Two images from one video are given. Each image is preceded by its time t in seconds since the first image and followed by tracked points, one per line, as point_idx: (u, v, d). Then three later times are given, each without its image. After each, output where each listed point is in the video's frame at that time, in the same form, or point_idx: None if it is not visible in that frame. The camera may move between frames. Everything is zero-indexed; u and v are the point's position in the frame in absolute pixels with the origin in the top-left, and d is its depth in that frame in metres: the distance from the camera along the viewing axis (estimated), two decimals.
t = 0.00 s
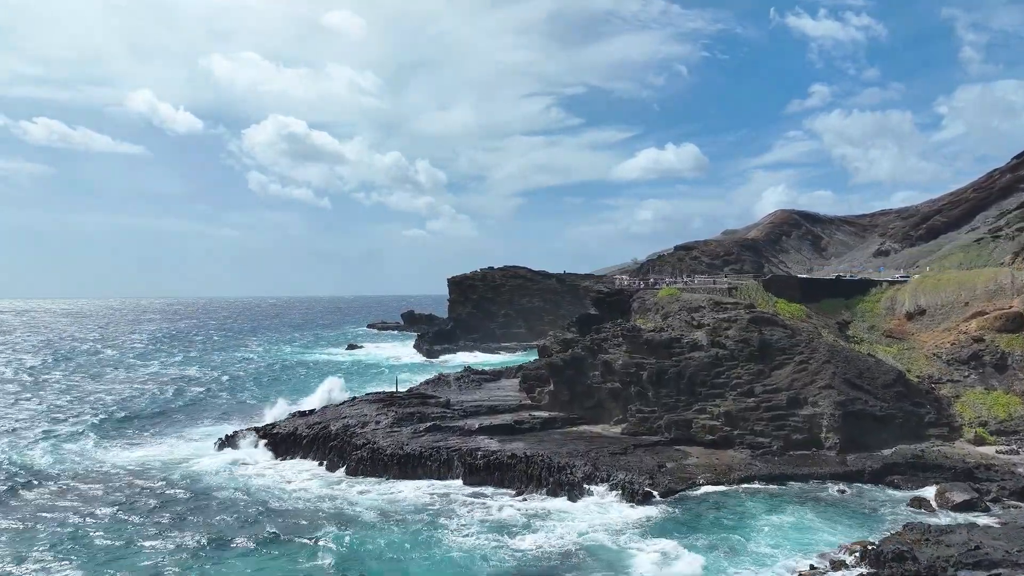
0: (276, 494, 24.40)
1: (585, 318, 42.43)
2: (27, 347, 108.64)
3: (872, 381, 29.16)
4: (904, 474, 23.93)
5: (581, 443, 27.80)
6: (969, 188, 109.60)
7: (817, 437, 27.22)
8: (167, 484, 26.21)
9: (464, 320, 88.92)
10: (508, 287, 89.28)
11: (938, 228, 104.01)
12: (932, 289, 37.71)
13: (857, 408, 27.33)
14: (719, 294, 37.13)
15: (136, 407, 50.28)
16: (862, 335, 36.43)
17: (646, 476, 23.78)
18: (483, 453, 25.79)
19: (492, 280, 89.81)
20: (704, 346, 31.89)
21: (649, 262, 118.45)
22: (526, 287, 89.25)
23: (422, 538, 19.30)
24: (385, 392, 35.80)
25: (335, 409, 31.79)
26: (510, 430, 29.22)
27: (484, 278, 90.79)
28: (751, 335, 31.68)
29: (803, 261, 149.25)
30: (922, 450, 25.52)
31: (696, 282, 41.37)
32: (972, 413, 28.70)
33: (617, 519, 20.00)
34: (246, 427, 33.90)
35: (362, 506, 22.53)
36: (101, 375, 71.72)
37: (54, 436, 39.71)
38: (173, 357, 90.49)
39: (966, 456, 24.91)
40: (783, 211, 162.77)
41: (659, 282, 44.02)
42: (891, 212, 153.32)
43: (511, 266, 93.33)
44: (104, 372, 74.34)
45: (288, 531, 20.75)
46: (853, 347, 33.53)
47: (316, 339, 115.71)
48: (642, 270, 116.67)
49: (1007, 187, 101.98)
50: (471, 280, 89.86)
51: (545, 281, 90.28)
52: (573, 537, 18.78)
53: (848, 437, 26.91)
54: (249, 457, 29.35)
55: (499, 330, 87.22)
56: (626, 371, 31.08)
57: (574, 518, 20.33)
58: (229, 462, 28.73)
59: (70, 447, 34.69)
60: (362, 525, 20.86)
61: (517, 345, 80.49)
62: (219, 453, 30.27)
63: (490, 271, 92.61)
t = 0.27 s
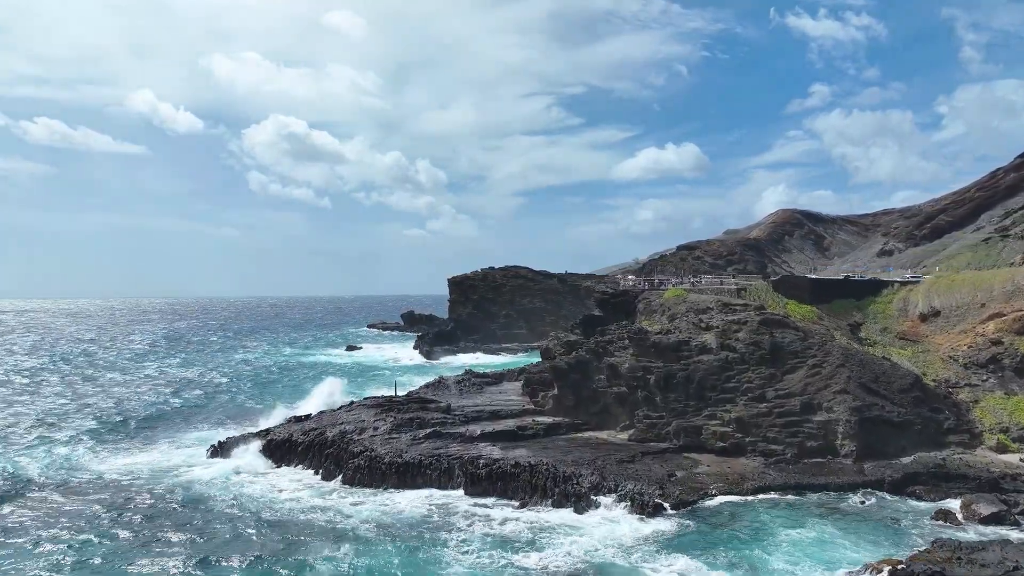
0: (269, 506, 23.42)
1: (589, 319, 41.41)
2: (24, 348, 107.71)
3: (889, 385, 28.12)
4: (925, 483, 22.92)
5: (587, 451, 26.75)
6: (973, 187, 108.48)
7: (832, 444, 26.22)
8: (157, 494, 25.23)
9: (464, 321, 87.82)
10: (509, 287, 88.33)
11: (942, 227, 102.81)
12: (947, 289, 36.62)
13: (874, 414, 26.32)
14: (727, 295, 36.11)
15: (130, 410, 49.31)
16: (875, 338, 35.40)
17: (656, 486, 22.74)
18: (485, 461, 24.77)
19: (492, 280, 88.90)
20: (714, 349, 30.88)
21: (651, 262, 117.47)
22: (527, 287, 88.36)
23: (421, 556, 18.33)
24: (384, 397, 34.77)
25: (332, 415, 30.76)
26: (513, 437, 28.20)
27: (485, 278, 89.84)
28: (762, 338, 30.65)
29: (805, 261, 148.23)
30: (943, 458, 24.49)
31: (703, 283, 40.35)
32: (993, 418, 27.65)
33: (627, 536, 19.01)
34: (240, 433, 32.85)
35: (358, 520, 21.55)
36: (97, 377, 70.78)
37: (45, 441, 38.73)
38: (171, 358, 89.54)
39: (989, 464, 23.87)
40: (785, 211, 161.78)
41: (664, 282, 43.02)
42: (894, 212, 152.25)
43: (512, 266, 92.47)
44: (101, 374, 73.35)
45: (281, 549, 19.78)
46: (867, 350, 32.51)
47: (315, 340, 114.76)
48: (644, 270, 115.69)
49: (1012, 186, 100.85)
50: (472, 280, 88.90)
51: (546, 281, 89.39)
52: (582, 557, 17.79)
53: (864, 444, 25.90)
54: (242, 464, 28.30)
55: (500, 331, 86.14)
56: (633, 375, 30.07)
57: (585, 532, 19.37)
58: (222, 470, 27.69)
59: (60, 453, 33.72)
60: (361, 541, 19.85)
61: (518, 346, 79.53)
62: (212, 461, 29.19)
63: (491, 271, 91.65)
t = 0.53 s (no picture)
0: (261, 519, 22.42)
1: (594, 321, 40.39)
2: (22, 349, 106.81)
3: (907, 390, 27.06)
4: (949, 495, 21.92)
5: (593, 459, 25.70)
6: (978, 186, 107.11)
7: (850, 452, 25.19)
8: (145, 506, 24.20)
9: (465, 322, 86.58)
10: (510, 288, 87.43)
11: (946, 226, 101.29)
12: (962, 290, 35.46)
13: (892, 420, 25.28)
14: (737, 296, 35.08)
15: (124, 414, 48.33)
16: (888, 340, 34.35)
17: (667, 496, 21.69)
18: (487, 469, 23.71)
19: (493, 281, 88.01)
20: (724, 353, 29.86)
21: (653, 262, 116.47)
22: (528, 287, 87.48)
23: None
24: (383, 401, 33.75)
25: (328, 420, 29.71)
26: (516, 444, 27.18)
27: (485, 278, 88.95)
28: (774, 341, 29.62)
29: (808, 261, 147.10)
30: (966, 467, 23.46)
31: (711, 284, 39.34)
32: (1015, 424, 26.53)
33: (638, 557, 18.05)
34: (234, 439, 31.80)
35: (354, 536, 20.56)
36: (93, 379, 69.80)
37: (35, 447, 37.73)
38: (168, 359, 88.60)
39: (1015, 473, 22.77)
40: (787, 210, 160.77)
41: (670, 282, 42.02)
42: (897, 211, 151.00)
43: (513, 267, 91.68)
44: (97, 376, 72.37)
45: (273, 568, 18.84)
46: (882, 353, 31.44)
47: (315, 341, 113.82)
48: (646, 270, 114.69)
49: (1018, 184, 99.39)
50: (473, 281, 87.95)
51: (548, 282, 88.53)
52: None
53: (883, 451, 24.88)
54: (235, 471, 27.22)
55: (501, 332, 84.86)
56: (641, 379, 29.05)
57: (594, 548, 18.81)
58: (213, 478, 26.61)
59: (48, 460, 32.69)
60: (361, 562, 18.86)
61: (520, 347, 78.54)
62: (204, 468, 28.11)
63: (491, 271, 90.72)
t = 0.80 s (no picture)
0: (253, 532, 21.43)
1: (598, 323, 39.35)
2: (19, 350, 105.96)
3: (927, 395, 26.02)
4: (974, 507, 20.89)
5: (600, 468, 24.66)
6: (983, 185, 105.75)
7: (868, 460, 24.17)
8: (131, 517, 23.23)
9: (466, 323, 85.07)
10: (511, 288, 86.59)
11: (950, 226, 99.70)
12: (978, 291, 34.36)
13: (913, 427, 24.23)
14: (746, 297, 34.04)
15: (118, 418, 47.34)
16: (903, 342, 33.29)
17: (679, 508, 20.65)
18: (490, 479, 22.69)
19: (494, 281, 87.32)
20: (734, 357, 28.83)
21: (655, 261, 115.51)
22: (529, 288, 86.77)
23: None
24: (382, 405, 32.76)
25: (325, 427, 28.65)
26: (520, 452, 26.16)
27: (486, 279, 88.10)
28: (787, 344, 28.60)
29: (811, 260, 146.05)
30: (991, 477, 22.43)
31: (719, 284, 38.31)
32: None
33: None
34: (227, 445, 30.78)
35: (350, 552, 19.57)
36: (88, 381, 68.88)
37: (24, 453, 36.78)
38: (166, 361, 87.70)
39: None
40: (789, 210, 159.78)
41: (677, 283, 41.01)
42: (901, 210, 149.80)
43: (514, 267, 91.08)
44: (92, 378, 71.43)
45: None
46: (897, 356, 30.39)
47: (314, 342, 112.88)
48: (648, 270, 113.75)
49: None
50: (473, 282, 87.12)
51: (549, 283, 87.87)
52: None
53: (904, 460, 23.85)
54: (227, 480, 26.21)
55: (503, 334, 83.56)
56: (648, 384, 28.02)
57: (606, 566, 18.14)
58: (204, 487, 25.60)
59: (35, 467, 31.74)
60: None
61: (521, 348, 77.64)
62: (195, 477, 27.04)
63: (492, 271, 89.82)
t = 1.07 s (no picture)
0: (244, 547, 20.38)
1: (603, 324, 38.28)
2: (16, 352, 104.97)
3: (948, 401, 24.95)
4: (1003, 520, 19.85)
5: (608, 477, 23.62)
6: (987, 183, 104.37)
7: (888, 470, 23.13)
8: (117, 529, 22.22)
9: (466, 323, 83.65)
10: (512, 288, 85.73)
11: (955, 225, 98.37)
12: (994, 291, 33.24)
13: (935, 435, 23.12)
14: (756, 298, 32.99)
15: (111, 422, 46.34)
16: (918, 345, 32.19)
17: (691, 522, 19.61)
18: (493, 490, 21.65)
19: (495, 281, 86.85)
20: (746, 361, 27.77)
21: (657, 261, 114.60)
22: (530, 288, 86.21)
23: None
24: (380, 411, 31.74)
25: (321, 433, 27.62)
26: (523, 460, 25.12)
27: (487, 279, 87.21)
28: (801, 347, 27.54)
29: (814, 260, 145.04)
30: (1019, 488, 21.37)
31: (727, 285, 37.27)
32: None
33: None
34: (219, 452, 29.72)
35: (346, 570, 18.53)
36: (84, 384, 67.90)
37: (13, 459, 35.76)
38: (163, 363, 86.71)
39: None
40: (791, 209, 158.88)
41: (684, 283, 39.97)
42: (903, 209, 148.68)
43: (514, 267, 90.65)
44: (88, 381, 70.42)
45: None
46: (914, 359, 29.32)
47: (314, 343, 111.90)
48: (650, 269, 112.84)
49: None
50: (474, 283, 86.55)
51: (550, 283, 87.42)
52: None
53: (926, 469, 22.80)
54: (218, 490, 25.16)
55: (504, 333, 82.35)
56: (657, 389, 26.97)
57: None
58: (194, 497, 24.55)
59: (22, 474, 30.73)
60: None
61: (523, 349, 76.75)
62: (185, 485, 25.96)
63: (493, 271, 88.94)
